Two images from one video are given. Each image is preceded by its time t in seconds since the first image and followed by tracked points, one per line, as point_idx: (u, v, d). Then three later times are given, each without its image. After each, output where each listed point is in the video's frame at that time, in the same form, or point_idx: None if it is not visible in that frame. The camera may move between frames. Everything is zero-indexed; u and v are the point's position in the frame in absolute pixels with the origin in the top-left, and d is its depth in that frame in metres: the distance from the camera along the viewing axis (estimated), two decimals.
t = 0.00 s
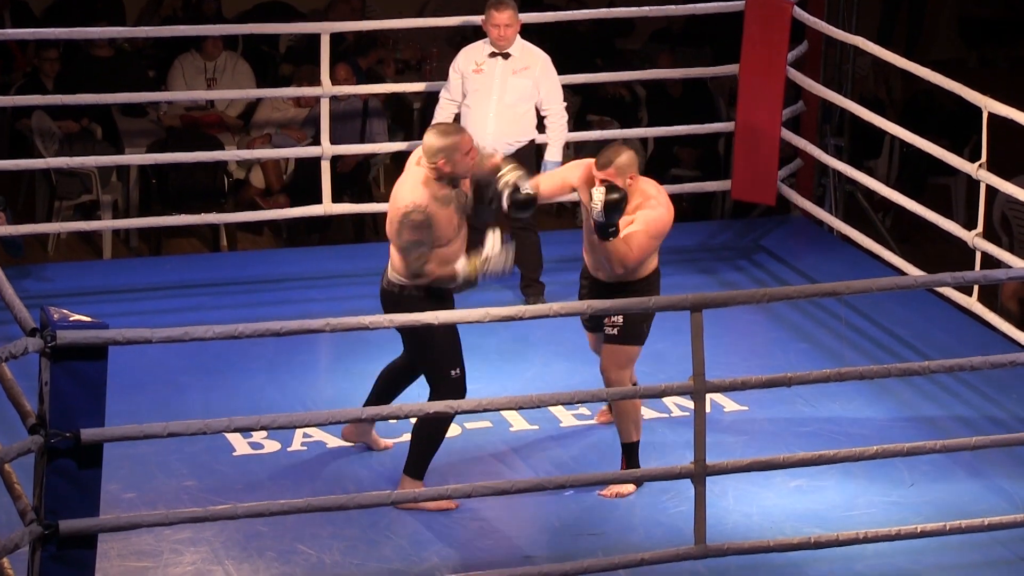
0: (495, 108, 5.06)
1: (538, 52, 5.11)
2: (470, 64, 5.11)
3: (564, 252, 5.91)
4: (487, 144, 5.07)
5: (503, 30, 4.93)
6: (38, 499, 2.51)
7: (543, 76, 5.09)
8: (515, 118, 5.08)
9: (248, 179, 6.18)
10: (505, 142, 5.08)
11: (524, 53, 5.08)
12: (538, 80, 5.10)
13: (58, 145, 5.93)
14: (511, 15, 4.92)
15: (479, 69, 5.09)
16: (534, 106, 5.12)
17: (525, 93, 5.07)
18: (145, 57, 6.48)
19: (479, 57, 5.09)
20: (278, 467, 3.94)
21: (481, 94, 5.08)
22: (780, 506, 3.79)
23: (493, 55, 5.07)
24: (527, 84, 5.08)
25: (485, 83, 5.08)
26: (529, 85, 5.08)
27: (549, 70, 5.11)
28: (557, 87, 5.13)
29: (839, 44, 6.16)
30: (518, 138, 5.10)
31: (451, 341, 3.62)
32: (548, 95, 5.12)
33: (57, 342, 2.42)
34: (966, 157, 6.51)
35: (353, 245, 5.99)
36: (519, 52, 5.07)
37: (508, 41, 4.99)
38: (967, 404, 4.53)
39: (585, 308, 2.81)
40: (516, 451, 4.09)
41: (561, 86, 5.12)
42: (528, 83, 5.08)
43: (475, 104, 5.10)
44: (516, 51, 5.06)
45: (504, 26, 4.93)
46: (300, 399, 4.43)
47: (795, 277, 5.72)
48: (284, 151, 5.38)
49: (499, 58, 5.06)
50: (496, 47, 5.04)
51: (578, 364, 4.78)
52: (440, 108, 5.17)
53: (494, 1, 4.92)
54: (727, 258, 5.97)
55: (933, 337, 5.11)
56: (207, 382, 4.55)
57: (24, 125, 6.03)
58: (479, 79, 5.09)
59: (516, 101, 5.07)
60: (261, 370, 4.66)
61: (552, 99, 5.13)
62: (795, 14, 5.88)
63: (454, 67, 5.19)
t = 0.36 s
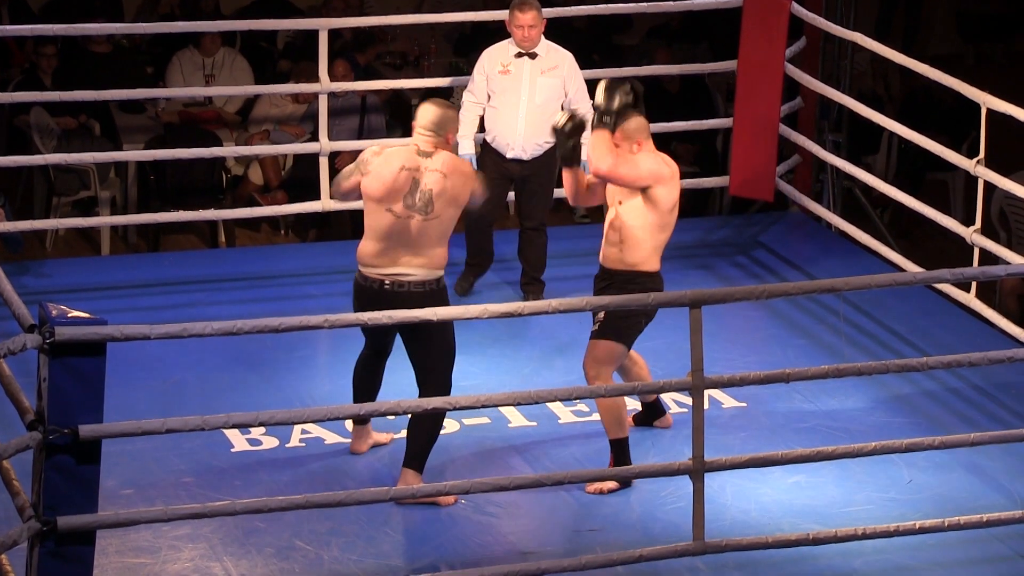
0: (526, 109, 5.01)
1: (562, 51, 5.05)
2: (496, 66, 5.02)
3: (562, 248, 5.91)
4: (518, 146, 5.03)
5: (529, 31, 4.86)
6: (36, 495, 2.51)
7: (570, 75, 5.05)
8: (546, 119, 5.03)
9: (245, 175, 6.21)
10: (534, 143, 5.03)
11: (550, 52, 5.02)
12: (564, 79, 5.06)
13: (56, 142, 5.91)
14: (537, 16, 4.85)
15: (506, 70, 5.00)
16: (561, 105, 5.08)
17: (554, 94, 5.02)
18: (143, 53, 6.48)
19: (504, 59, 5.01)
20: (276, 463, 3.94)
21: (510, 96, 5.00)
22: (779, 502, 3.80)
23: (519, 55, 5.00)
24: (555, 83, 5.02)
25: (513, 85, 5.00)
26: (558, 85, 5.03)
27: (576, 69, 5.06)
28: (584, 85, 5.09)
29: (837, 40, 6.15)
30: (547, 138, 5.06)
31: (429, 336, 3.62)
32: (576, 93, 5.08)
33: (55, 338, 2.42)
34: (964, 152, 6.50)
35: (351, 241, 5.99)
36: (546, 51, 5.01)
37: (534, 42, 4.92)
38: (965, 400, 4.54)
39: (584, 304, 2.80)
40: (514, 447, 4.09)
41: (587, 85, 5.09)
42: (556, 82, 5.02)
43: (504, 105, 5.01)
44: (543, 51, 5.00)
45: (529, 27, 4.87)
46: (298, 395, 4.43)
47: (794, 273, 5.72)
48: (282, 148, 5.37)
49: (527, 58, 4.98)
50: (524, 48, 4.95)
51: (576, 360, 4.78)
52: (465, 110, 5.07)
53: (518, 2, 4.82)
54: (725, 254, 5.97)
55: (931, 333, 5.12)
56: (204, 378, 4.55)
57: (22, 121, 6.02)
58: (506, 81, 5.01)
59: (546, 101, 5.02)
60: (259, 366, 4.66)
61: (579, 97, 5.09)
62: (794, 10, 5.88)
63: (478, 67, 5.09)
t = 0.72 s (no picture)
0: (523, 119, 4.97)
1: (558, 60, 5.03)
2: (493, 77, 5.00)
3: (561, 249, 5.91)
4: (518, 157, 4.99)
5: (524, 39, 4.85)
6: (34, 496, 2.51)
7: (567, 82, 5.02)
8: (544, 128, 4.99)
9: (245, 176, 6.20)
10: (535, 153, 4.99)
11: (546, 61, 5.00)
12: (562, 88, 5.02)
13: (55, 143, 5.93)
14: (531, 24, 4.83)
15: (503, 80, 4.99)
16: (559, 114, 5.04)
17: (552, 102, 4.99)
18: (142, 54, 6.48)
19: (501, 69, 4.99)
20: (275, 464, 3.94)
21: (507, 106, 4.97)
22: (778, 503, 3.80)
23: (515, 64, 4.98)
24: (553, 92, 4.99)
25: (510, 95, 4.98)
26: (555, 93, 5.00)
27: (572, 77, 5.03)
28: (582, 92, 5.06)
29: (836, 41, 6.15)
30: (547, 148, 5.02)
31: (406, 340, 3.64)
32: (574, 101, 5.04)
33: (55, 339, 2.41)
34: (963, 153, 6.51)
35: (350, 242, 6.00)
36: (542, 60, 4.99)
37: (529, 51, 4.90)
38: (964, 401, 4.54)
39: (584, 305, 2.80)
40: (513, 449, 4.09)
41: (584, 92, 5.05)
42: (553, 91, 4.99)
43: (502, 115, 4.99)
44: (539, 60, 4.98)
45: (524, 36, 4.85)
46: (298, 396, 4.43)
47: (794, 275, 5.72)
48: (282, 149, 5.38)
49: (523, 67, 4.97)
50: (519, 58, 4.94)
51: (576, 361, 4.79)
52: (462, 122, 5.05)
53: (512, 12, 4.82)
54: (724, 255, 5.97)
55: (930, 334, 5.12)
56: (204, 379, 4.55)
57: (22, 122, 6.03)
58: (503, 91, 4.99)
59: (544, 110, 4.98)
60: (258, 367, 4.65)
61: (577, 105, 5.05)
62: (794, 12, 5.88)
63: (475, 80, 5.08)
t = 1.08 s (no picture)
0: (488, 128, 4.91)
1: (527, 67, 4.95)
2: (461, 86, 4.95)
3: (560, 252, 5.91)
4: (484, 166, 4.94)
5: (492, 47, 4.78)
6: (34, 499, 2.50)
7: (535, 90, 4.93)
8: (510, 137, 4.93)
9: (245, 178, 6.20)
10: (500, 162, 4.93)
11: (514, 69, 4.92)
12: (531, 95, 4.94)
13: (55, 145, 5.93)
14: (496, 31, 4.75)
15: (470, 89, 4.93)
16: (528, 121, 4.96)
17: (518, 110, 4.91)
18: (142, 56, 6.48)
19: (468, 78, 4.94)
20: (275, 467, 3.94)
21: (473, 115, 4.92)
22: (778, 506, 3.80)
23: (483, 73, 4.92)
24: (520, 99, 4.92)
25: (477, 103, 4.92)
26: (522, 101, 4.92)
27: (542, 84, 4.94)
28: (552, 99, 4.95)
29: (835, 43, 6.16)
30: (514, 156, 4.95)
31: (340, 344, 3.61)
32: (542, 109, 4.94)
33: (54, 342, 2.41)
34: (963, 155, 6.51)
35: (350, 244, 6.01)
36: (510, 67, 4.91)
37: (498, 58, 4.82)
38: (964, 403, 4.54)
39: (583, 307, 2.80)
40: (512, 451, 4.09)
41: (555, 99, 4.94)
42: (520, 99, 4.91)
43: (467, 124, 4.95)
44: (506, 68, 4.90)
45: (493, 43, 4.77)
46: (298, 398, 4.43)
47: (793, 277, 5.72)
48: (281, 151, 5.37)
49: (490, 75, 4.90)
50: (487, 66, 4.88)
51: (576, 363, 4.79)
52: (432, 133, 5.06)
53: (478, 20, 4.75)
54: (724, 258, 5.97)
55: (929, 337, 5.12)
56: (203, 381, 4.55)
57: (21, 125, 6.04)
58: (470, 100, 4.93)
59: (510, 119, 4.91)
60: (257, 370, 4.65)
61: (546, 112, 4.95)
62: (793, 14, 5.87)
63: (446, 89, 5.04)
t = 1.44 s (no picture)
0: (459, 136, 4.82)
1: (508, 77, 4.84)
2: (441, 92, 4.90)
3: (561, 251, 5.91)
4: (452, 174, 4.85)
5: (474, 56, 4.69)
6: (35, 498, 2.51)
7: (511, 101, 4.81)
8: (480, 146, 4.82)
9: (245, 178, 6.20)
10: (467, 171, 4.82)
11: (494, 78, 4.82)
12: (508, 106, 4.82)
13: (55, 144, 5.93)
14: (476, 41, 4.68)
15: (449, 96, 4.86)
16: (501, 132, 4.84)
17: (492, 120, 4.81)
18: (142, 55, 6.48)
19: (450, 84, 4.88)
20: (276, 466, 3.94)
21: (447, 122, 4.85)
22: (778, 504, 3.80)
23: (464, 80, 4.84)
24: (495, 109, 4.81)
25: (453, 110, 4.84)
26: (495, 111, 4.81)
27: (520, 93, 4.81)
28: (529, 111, 4.81)
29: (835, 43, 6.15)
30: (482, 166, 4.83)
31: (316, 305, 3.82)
32: (517, 121, 4.81)
33: (55, 341, 2.41)
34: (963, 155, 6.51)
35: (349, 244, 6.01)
36: (491, 76, 4.82)
37: (480, 67, 4.73)
38: (964, 402, 4.54)
39: (583, 307, 2.80)
40: (513, 450, 4.09)
41: (533, 109, 4.81)
42: (496, 109, 4.81)
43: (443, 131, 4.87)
44: (486, 76, 4.80)
45: (475, 52, 4.70)
46: (297, 398, 4.43)
47: (794, 276, 5.72)
48: (281, 150, 5.37)
49: (470, 83, 4.82)
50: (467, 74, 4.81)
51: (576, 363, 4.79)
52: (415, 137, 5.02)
53: (460, 29, 4.69)
54: (725, 257, 5.97)
55: (930, 336, 5.12)
56: (204, 380, 4.55)
57: (21, 124, 6.04)
58: (447, 106, 4.86)
59: (481, 128, 4.81)
60: (257, 369, 4.65)
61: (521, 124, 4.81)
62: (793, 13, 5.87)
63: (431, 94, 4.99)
